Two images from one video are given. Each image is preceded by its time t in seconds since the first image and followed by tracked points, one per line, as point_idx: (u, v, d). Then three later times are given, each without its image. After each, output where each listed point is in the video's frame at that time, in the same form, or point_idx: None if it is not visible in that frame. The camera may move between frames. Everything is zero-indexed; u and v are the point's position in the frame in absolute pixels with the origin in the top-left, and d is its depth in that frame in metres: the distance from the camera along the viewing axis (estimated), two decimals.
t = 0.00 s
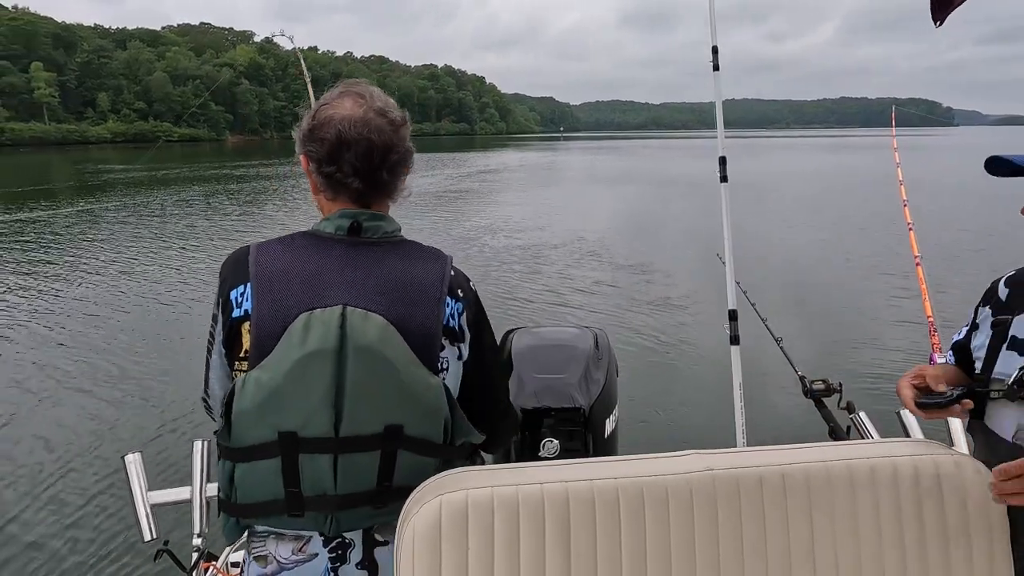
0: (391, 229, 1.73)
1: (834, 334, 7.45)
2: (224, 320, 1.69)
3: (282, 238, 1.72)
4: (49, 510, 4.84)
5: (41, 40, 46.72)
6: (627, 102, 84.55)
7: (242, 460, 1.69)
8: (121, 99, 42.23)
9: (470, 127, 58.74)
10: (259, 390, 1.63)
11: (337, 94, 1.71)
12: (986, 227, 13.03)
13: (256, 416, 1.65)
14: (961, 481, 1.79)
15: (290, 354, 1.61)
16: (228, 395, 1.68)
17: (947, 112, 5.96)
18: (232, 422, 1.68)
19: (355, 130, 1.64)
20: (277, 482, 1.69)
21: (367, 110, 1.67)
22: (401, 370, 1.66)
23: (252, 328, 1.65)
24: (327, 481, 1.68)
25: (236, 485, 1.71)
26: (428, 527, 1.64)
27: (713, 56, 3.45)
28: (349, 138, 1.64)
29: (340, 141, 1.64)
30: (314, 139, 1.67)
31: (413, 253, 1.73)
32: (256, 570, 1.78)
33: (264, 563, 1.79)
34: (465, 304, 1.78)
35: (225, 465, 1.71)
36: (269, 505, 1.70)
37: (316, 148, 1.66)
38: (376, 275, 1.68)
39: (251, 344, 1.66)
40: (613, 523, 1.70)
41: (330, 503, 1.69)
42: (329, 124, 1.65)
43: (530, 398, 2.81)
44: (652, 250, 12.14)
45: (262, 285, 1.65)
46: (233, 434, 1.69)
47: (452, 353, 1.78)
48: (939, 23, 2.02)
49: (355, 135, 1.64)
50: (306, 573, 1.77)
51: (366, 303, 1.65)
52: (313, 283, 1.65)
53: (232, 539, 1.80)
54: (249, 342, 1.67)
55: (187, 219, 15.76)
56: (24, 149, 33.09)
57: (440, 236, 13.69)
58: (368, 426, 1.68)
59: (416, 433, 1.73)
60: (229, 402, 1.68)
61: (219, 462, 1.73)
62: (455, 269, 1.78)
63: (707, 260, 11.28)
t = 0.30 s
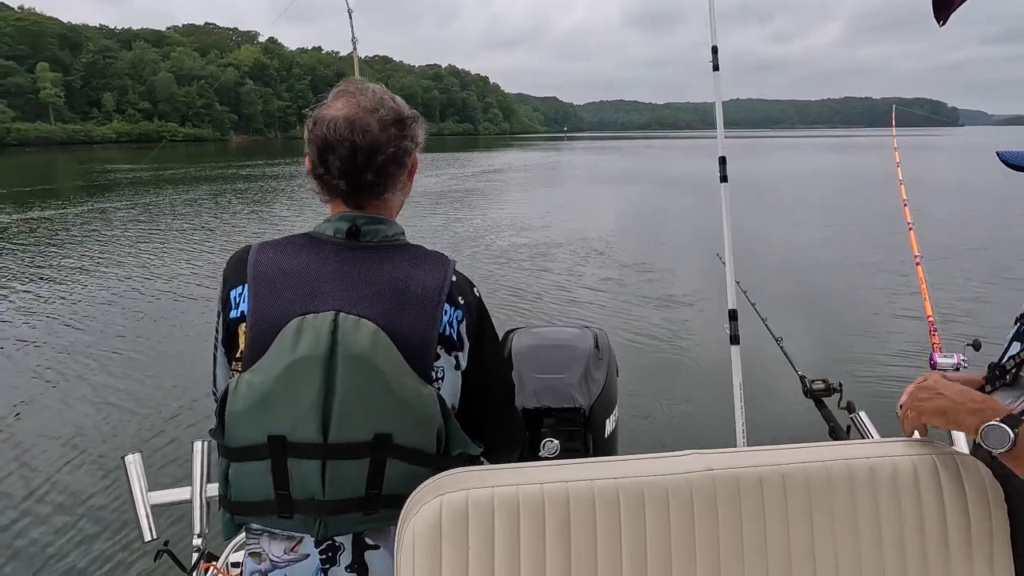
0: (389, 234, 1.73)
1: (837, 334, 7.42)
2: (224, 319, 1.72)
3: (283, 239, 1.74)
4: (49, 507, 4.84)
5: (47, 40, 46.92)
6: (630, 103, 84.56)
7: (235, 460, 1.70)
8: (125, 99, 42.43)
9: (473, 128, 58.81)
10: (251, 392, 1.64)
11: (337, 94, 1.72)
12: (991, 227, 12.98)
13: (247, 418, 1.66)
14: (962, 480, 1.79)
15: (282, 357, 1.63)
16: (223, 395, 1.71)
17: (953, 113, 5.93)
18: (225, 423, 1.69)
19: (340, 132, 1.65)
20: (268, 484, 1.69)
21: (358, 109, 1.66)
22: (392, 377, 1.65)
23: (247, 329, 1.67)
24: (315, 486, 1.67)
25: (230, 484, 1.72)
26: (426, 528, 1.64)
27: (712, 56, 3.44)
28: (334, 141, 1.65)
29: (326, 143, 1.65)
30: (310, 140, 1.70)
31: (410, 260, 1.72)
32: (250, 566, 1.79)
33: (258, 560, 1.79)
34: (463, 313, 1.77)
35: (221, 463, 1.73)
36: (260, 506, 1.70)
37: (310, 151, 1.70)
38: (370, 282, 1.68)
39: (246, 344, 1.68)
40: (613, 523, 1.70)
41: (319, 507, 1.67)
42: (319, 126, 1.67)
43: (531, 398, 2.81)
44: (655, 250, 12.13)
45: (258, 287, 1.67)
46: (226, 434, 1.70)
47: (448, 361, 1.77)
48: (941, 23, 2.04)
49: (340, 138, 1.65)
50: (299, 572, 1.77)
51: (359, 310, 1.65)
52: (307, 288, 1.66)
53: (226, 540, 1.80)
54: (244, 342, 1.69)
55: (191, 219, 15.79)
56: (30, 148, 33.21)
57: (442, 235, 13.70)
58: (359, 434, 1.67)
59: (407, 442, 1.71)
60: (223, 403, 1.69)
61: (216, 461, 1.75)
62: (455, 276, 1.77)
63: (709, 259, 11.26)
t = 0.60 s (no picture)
0: (383, 230, 1.73)
1: (840, 334, 7.41)
2: (221, 317, 1.72)
3: (279, 237, 1.75)
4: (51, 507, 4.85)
5: (52, 41, 47.16)
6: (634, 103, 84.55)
7: (233, 458, 1.70)
8: (130, 100, 42.54)
9: (477, 128, 58.83)
10: (249, 388, 1.64)
11: (329, 97, 1.74)
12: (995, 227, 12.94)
13: (246, 415, 1.66)
14: (963, 480, 1.78)
15: (280, 352, 1.63)
16: (221, 392, 1.71)
17: (958, 113, 5.90)
18: (223, 421, 1.69)
19: (326, 133, 1.66)
20: (267, 482, 1.69)
21: (343, 111, 1.67)
22: (392, 370, 1.66)
23: (245, 324, 1.67)
24: (316, 482, 1.67)
25: (228, 483, 1.72)
26: (427, 528, 1.64)
27: (712, 56, 3.42)
28: (320, 142, 1.67)
29: (313, 144, 1.67)
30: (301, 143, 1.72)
31: (406, 255, 1.73)
32: (249, 570, 1.79)
33: (257, 563, 1.80)
34: (459, 306, 1.78)
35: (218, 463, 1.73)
36: (260, 506, 1.70)
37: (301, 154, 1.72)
38: (368, 277, 1.69)
39: (244, 341, 1.68)
40: (613, 523, 1.70)
41: (319, 504, 1.68)
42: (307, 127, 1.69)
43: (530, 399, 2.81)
44: (657, 250, 12.11)
45: (255, 284, 1.68)
46: (224, 432, 1.70)
47: (445, 354, 1.78)
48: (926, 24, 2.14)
49: (325, 139, 1.66)
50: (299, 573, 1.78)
51: (357, 304, 1.66)
52: (303, 283, 1.67)
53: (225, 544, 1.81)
54: (242, 339, 1.69)
55: (193, 219, 15.81)
56: (35, 149, 33.33)
57: (445, 235, 13.71)
58: (358, 428, 1.68)
59: (408, 436, 1.72)
60: (221, 401, 1.69)
61: (214, 461, 1.75)
62: (450, 270, 1.78)
63: (712, 260, 11.24)
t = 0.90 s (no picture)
0: (386, 229, 1.75)
1: (842, 335, 7.39)
2: (221, 318, 1.71)
3: (278, 238, 1.74)
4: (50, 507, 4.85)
5: (56, 43, 47.57)
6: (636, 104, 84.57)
7: (236, 461, 1.69)
8: (134, 101, 42.71)
9: (479, 129, 58.89)
10: (255, 388, 1.63)
11: (333, 96, 1.72)
12: (997, 228, 12.92)
13: (251, 415, 1.66)
14: (963, 483, 1.78)
15: (287, 351, 1.63)
16: (223, 394, 1.70)
17: (960, 115, 5.88)
18: (227, 422, 1.68)
19: (350, 131, 1.66)
20: (272, 483, 1.69)
21: (362, 112, 1.68)
22: (398, 369, 1.67)
23: (248, 327, 1.67)
24: (324, 482, 1.68)
25: (231, 486, 1.71)
26: (429, 527, 1.64)
27: (712, 56, 3.41)
28: (344, 141, 1.66)
29: (335, 143, 1.66)
30: (310, 141, 1.68)
31: (410, 253, 1.74)
32: None
33: (257, 569, 1.77)
34: (460, 304, 1.80)
35: (219, 466, 1.72)
36: (263, 508, 1.70)
37: (312, 152, 1.68)
38: (374, 276, 1.69)
39: (248, 342, 1.67)
40: (613, 524, 1.70)
41: (326, 505, 1.69)
42: (324, 126, 1.66)
43: (531, 399, 2.81)
44: (658, 251, 12.11)
45: (258, 284, 1.67)
46: (228, 435, 1.69)
47: (448, 352, 1.81)
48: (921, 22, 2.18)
49: (350, 138, 1.66)
50: None
51: (365, 302, 1.67)
52: (309, 283, 1.67)
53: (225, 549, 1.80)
54: (245, 340, 1.68)
55: (195, 220, 15.83)
56: (39, 150, 33.47)
57: (447, 236, 13.72)
58: (364, 427, 1.68)
59: (414, 434, 1.74)
60: (223, 402, 1.69)
61: (214, 465, 1.74)
62: (451, 269, 1.80)
63: (713, 260, 11.24)
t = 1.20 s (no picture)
0: (386, 229, 1.75)
1: (844, 335, 7.38)
2: (220, 319, 1.70)
3: (278, 238, 1.74)
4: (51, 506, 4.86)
5: (59, 43, 47.72)
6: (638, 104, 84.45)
7: (236, 462, 1.69)
8: (137, 101, 42.74)
9: (481, 129, 58.83)
10: (255, 388, 1.64)
11: (335, 95, 1.72)
12: (1000, 228, 12.90)
13: (251, 416, 1.66)
14: (967, 486, 1.76)
15: (287, 351, 1.63)
16: (223, 396, 1.70)
17: (963, 115, 5.86)
18: (227, 423, 1.69)
19: (353, 131, 1.66)
20: (272, 484, 1.69)
21: (365, 112, 1.68)
22: (399, 368, 1.67)
23: (248, 327, 1.67)
24: (325, 483, 1.68)
25: (231, 488, 1.72)
26: (430, 527, 1.64)
27: (712, 56, 3.41)
28: (349, 141, 1.66)
29: (339, 142, 1.66)
30: (312, 140, 1.68)
31: (410, 253, 1.74)
32: None
33: (258, 570, 1.78)
34: (460, 303, 1.80)
35: (219, 468, 1.72)
36: (264, 509, 1.71)
37: (314, 151, 1.67)
38: (374, 276, 1.69)
39: (248, 343, 1.68)
40: (613, 524, 1.70)
41: (327, 506, 1.69)
42: (328, 125, 1.66)
43: (531, 399, 2.81)
44: (660, 251, 12.10)
45: (258, 284, 1.67)
46: (228, 436, 1.70)
47: (449, 351, 1.81)
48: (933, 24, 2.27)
49: (355, 138, 1.66)
50: None
51: (365, 302, 1.67)
52: (310, 283, 1.67)
53: (226, 550, 1.81)
54: (245, 341, 1.68)
55: (196, 219, 15.84)
56: (42, 150, 33.53)
57: (449, 235, 13.72)
58: (365, 427, 1.69)
59: (415, 434, 1.74)
60: (224, 403, 1.69)
61: (214, 466, 1.74)
62: (451, 268, 1.79)
63: (715, 260, 11.22)
